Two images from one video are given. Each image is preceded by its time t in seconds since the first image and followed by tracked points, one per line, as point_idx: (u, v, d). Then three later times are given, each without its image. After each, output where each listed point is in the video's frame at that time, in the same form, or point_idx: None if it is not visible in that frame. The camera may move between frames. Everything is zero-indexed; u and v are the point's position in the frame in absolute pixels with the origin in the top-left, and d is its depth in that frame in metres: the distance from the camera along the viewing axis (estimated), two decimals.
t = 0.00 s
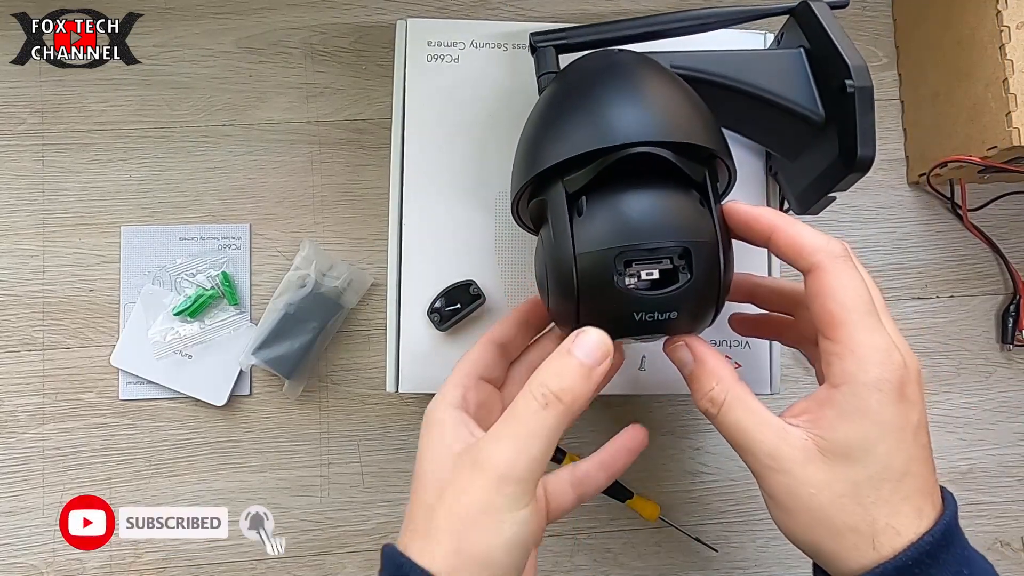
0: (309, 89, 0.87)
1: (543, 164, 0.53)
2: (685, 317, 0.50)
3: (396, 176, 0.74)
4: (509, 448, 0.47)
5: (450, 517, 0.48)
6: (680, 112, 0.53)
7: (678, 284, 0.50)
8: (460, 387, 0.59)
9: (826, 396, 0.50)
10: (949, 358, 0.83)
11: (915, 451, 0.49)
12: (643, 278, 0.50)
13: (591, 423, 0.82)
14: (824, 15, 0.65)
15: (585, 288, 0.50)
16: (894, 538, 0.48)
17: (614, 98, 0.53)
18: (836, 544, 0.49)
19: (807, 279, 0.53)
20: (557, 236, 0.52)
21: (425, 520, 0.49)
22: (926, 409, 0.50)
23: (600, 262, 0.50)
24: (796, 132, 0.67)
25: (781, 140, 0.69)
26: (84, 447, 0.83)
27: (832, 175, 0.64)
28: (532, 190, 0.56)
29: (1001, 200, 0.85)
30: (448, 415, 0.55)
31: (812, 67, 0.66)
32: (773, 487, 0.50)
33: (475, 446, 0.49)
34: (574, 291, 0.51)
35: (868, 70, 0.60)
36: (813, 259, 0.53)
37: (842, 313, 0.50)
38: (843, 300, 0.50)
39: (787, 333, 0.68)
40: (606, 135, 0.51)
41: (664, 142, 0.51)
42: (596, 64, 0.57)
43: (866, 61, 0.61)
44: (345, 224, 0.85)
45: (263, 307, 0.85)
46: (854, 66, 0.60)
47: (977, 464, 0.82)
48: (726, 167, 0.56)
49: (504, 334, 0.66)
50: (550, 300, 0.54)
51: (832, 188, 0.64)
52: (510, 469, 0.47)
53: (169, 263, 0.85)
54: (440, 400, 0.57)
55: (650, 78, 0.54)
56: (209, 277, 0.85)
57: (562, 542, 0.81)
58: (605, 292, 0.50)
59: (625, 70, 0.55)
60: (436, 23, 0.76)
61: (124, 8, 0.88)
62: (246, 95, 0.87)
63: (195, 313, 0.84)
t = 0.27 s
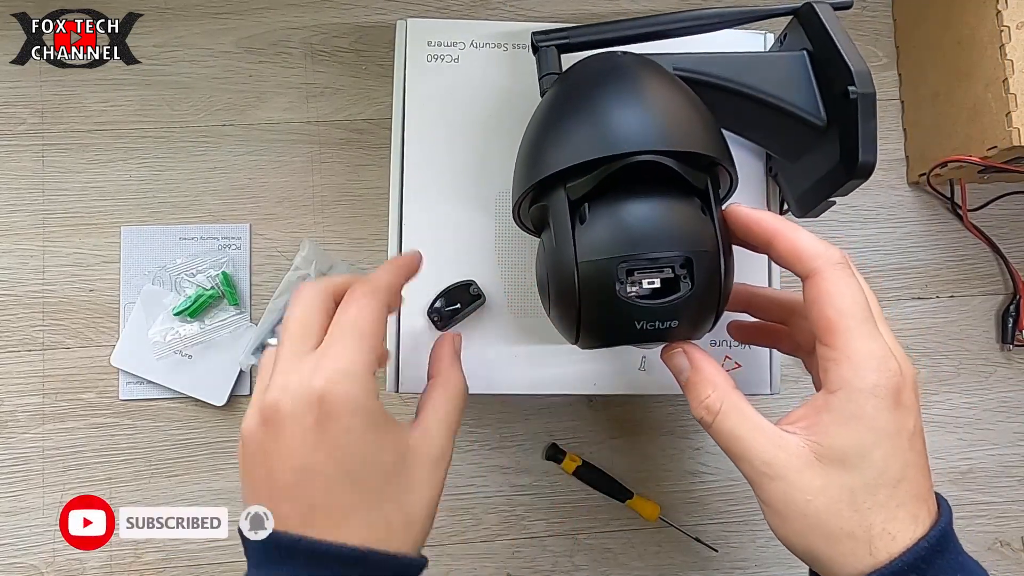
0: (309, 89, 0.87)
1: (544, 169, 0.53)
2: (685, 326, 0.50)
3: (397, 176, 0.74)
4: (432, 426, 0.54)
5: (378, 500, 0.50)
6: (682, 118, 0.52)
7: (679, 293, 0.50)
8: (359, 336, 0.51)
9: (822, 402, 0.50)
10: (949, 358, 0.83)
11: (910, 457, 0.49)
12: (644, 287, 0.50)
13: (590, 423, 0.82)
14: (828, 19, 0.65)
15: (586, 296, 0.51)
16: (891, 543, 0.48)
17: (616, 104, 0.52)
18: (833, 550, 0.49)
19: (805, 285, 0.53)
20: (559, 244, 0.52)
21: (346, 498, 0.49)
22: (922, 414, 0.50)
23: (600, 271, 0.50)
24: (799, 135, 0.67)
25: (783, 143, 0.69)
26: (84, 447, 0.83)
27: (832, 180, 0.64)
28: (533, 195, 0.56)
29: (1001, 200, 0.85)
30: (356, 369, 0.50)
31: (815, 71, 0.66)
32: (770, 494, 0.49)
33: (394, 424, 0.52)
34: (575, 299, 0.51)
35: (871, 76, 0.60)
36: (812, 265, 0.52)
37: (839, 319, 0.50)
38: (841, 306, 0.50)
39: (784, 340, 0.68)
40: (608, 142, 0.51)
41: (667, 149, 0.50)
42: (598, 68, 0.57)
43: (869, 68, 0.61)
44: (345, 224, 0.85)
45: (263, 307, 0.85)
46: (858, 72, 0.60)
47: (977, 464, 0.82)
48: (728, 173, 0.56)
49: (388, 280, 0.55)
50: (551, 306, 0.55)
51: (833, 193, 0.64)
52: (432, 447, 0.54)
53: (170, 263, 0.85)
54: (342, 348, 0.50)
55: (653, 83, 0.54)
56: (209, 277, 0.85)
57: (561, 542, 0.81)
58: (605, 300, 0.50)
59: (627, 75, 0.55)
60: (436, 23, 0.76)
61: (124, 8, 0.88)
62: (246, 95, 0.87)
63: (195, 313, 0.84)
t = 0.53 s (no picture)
0: (309, 89, 0.87)
1: (544, 169, 0.53)
2: (685, 325, 0.50)
3: (397, 176, 0.74)
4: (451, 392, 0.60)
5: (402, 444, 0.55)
6: (682, 117, 0.52)
7: (679, 292, 0.50)
8: (399, 299, 0.57)
9: (830, 405, 0.50)
10: (949, 358, 0.83)
11: (918, 461, 0.49)
12: (644, 286, 0.50)
13: (590, 423, 0.82)
14: (829, 19, 0.65)
15: (585, 295, 0.51)
16: (898, 546, 0.48)
17: (616, 104, 0.52)
18: (840, 553, 0.49)
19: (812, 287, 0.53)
20: (559, 243, 0.52)
21: (377, 437, 0.54)
22: (929, 418, 0.50)
23: (600, 270, 0.50)
24: (799, 135, 0.67)
25: (782, 143, 0.69)
26: (84, 447, 0.83)
27: (832, 181, 0.64)
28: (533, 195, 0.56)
29: (1001, 200, 0.85)
30: (398, 325, 0.56)
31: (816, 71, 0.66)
32: (777, 496, 0.49)
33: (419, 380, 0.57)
34: (575, 298, 0.51)
35: (871, 76, 0.60)
36: (820, 267, 0.52)
37: (848, 321, 0.50)
38: (850, 309, 0.50)
39: (787, 345, 0.69)
40: (608, 141, 0.51)
41: (666, 149, 0.50)
42: (598, 68, 0.57)
43: (869, 68, 0.61)
44: (345, 224, 0.85)
45: (263, 307, 0.85)
46: (858, 72, 0.60)
47: (977, 464, 0.82)
48: (728, 172, 0.56)
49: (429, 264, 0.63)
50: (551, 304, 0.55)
51: (833, 194, 0.64)
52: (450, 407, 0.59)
53: (170, 263, 0.85)
54: (387, 307, 0.56)
55: (653, 83, 0.54)
56: (209, 277, 0.85)
57: (561, 542, 0.81)
58: (605, 299, 0.50)
59: (627, 75, 0.55)
60: (436, 23, 0.76)
61: (124, 8, 0.88)
62: (246, 95, 0.87)
63: (195, 313, 0.84)
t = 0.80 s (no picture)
0: (309, 89, 0.87)
1: (544, 170, 0.53)
2: (684, 327, 0.50)
3: (397, 176, 0.74)
4: (459, 403, 0.59)
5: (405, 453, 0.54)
6: (682, 118, 0.52)
7: (679, 294, 0.50)
8: (411, 307, 0.57)
9: (828, 408, 0.50)
10: (949, 358, 0.83)
11: (917, 464, 0.49)
12: (644, 288, 0.50)
13: (590, 423, 0.82)
14: (829, 20, 0.65)
15: (586, 297, 0.51)
16: (899, 550, 0.48)
17: (616, 105, 0.52)
18: (840, 557, 0.49)
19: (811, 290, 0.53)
20: (559, 245, 0.52)
21: (379, 447, 0.53)
22: (929, 420, 0.50)
23: (600, 272, 0.50)
24: (799, 136, 0.67)
25: (783, 144, 0.69)
26: (84, 447, 0.83)
27: (832, 182, 0.64)
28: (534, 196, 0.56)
29: (1001, 200, 0.85)
30: (406, 334, 0.56)
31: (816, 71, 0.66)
32: (775, 500, 0.50)
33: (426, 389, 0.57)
34: (575, 300, 0.51)
35: (871, 77, 0.60)
36: (819, 270, 0.52)
37: (846, 324, 0.50)
38: (848, 312, 0.50)
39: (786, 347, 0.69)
40: (608, 143, 0.51)
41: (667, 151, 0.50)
42: (599, 68, 0.57)
43: (869, 69, 0.61)
44: (345, 224, 0.85)
45: (263, 307, 0.85)
46: (858, 73, 0.60)
47: (977, 464, 0.82)
48: (728, 173, 0.56)
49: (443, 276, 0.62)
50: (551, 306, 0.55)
51: (832, 195, 0.64)
52: (457, 418, 0.59)
53: (169, 263, 0.85)
54: (396, 317, 0.56)
55: (654, 84, 0.54)
56: (209, 277, 0.85)
57: (561, 541, 0.81)
58: (605, 301, 0.50)
59: (627, 75, 0.55)
60: (436, 23, 0.76)
61: (124, 8, 0.88)
62: (246, 95, 0.87)
63: (195, 313, 0.84)
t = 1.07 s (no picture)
0: (309, 89, 0.87)
1: (545, 171, 0.53)
2: (684, 329, 0.50)
3: (397, 176, 0.74)
4: (468, 387, 0.58)
5: (408, 436, 0.54)
6: (683, 119, 0.52)
7: (679, 297, 0.50)
8: (420, 294, 0.56)
9: (824, 412, 0.50)
10: (949, 358, 0.83)
11: (913, 466, 0.49)
12: (645, 291, 0.50)
13: (590, 423, 0.82)
14: (830, 21, 0.65)
15: (586, 299, 0.51)
16: (897, 553, 0.48)
17: (617, 106, 0.52)
18: (838, 560, 0.48)
19: (807, 295, 0.53)
20: (560, 246, 0.52)
21: (379, 428, 0.53)
22: (925, 423, 0.50)
23: (601, 274, 0.50)
24: (799, 137, 0.67)
25: (783, 145, 0.69)
26: (84, 447, 0.83)
27: (832, 183, 0.64)
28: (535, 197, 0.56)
29: (1001, 200, 0.85)
30: (405, 317, 0.55)
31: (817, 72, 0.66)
32: (774, 505, 0.49)
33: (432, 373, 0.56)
34: (576, 301, 0.51)
35: (872, 78, 0.60)
36: (814, 275, 0.52)
37: (841, 328, 0.50)
38: (843, 316, 0.51)
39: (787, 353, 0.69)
40: (609, 145, 0.51)
41: (667, 153, 0.50)
42: (599, 69, 0.57)
43: (870, 70, 0.61)
44: (345, 224, 0.85)
45: (263, 307, 0.85)
46: (859, 74, 0.60)
47: (977, 464, 0.82)
48: (728, 174, 0.56)
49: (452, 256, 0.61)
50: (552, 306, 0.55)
51: (832, 196, 0.64)
52: (467, 403, 0.57)
53: (169, 263, 0.85)
54: (395, 300, 0.55)
55: (654, 86, 0.54)
56: (209, 277, 0.85)
57: (561, 541, 0.81)
58: (606, 302, 0.50)
59: (628, 76, 0.55)
60: (436, 23, 0.76)
61: (124, 8, 0.88)
62: (246, 94, 0.87)
63: (195, 313, 0.84)
